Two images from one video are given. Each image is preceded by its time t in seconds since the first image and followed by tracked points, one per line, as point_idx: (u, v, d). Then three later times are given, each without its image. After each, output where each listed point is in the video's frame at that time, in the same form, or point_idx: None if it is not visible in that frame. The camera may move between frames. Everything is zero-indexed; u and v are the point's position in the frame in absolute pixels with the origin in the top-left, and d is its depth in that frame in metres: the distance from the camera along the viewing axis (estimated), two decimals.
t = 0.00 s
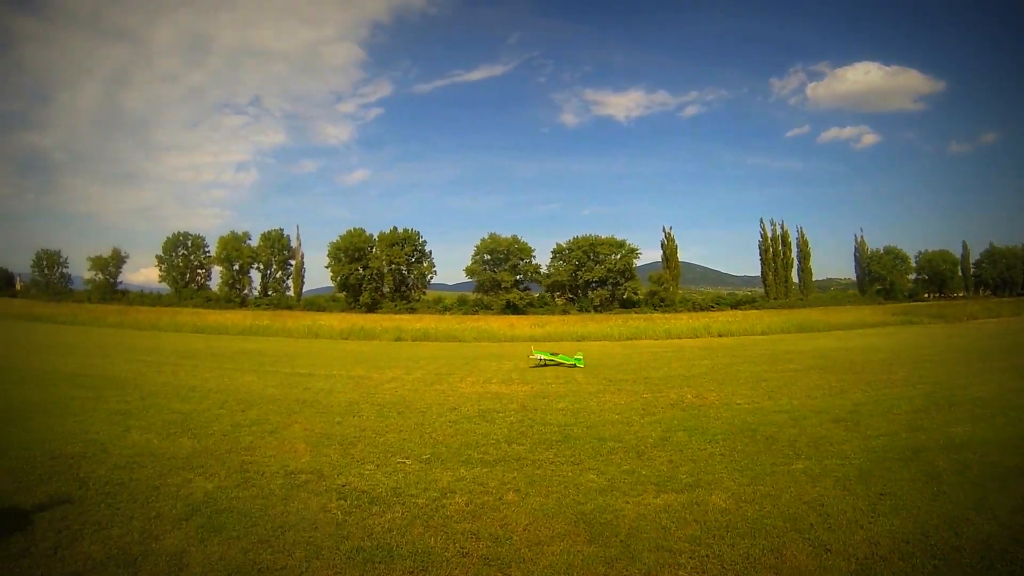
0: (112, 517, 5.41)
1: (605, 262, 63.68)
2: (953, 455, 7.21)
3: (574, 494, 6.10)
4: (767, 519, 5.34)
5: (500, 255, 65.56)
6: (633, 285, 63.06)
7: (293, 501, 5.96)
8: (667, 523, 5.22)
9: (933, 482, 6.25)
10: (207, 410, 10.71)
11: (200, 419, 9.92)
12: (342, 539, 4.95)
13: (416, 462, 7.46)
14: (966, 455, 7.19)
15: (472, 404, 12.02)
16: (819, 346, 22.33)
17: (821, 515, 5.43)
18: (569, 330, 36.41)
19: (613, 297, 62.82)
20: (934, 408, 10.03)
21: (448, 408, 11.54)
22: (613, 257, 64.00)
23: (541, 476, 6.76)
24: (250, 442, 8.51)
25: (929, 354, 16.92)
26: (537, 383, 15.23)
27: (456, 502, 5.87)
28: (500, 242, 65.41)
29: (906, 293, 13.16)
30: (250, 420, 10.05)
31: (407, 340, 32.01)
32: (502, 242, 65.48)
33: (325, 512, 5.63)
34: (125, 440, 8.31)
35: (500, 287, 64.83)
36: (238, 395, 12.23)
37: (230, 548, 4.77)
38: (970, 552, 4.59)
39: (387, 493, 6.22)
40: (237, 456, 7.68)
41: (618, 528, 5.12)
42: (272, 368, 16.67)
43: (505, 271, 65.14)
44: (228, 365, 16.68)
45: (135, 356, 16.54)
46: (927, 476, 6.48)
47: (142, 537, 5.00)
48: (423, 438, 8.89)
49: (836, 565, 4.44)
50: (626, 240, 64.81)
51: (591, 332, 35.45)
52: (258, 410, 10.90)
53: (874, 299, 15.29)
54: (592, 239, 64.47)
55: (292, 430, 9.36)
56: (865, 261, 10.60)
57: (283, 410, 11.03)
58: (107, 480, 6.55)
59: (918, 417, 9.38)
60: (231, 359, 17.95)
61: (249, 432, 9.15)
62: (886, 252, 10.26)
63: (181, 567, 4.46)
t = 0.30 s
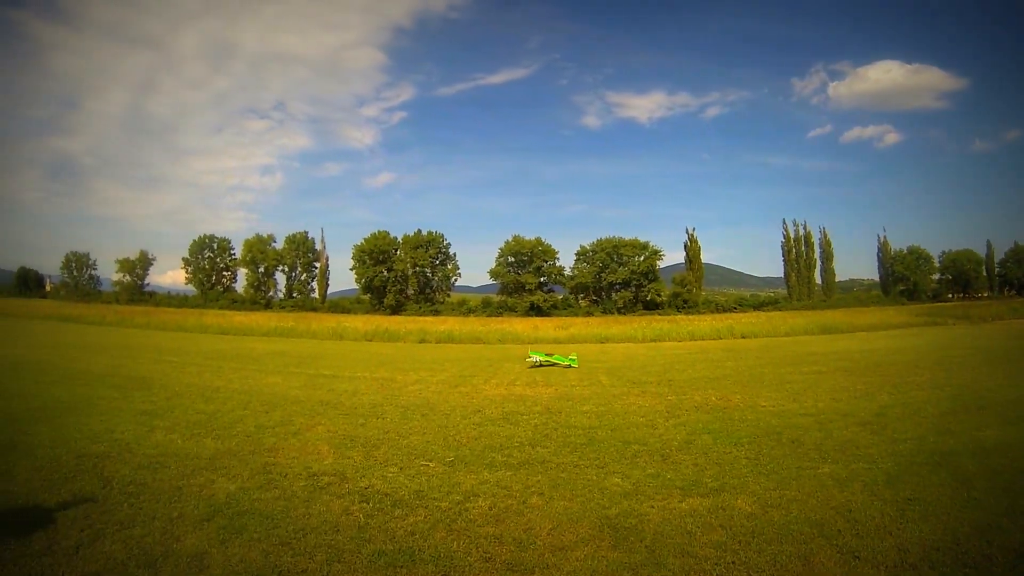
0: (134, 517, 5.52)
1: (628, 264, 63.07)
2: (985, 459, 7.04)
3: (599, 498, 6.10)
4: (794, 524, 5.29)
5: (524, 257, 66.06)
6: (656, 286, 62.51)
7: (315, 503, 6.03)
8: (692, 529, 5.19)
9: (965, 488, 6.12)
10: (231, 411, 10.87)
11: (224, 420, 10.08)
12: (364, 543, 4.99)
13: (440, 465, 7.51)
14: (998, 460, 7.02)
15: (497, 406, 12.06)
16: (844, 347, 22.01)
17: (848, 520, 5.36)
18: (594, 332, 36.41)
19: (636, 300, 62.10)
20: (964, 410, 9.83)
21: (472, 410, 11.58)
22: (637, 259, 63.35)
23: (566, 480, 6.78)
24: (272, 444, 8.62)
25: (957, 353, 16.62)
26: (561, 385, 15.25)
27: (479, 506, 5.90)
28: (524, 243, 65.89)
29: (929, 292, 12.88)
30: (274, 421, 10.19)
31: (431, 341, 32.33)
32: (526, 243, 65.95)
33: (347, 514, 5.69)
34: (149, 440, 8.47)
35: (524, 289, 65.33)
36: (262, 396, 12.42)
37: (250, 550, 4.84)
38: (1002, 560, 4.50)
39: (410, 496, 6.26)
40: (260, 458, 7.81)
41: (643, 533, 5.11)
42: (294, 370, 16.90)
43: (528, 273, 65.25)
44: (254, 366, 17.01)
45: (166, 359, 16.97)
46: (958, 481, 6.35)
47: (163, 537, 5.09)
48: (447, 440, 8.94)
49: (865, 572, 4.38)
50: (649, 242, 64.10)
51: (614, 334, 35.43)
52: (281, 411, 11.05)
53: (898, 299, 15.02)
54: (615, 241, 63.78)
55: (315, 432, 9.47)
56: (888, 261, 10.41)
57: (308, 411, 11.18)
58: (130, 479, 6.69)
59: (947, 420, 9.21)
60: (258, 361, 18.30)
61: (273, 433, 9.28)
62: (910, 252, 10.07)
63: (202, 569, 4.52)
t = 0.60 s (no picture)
0: (157, 517, 5.63)
1: (651, 265, 62.19)
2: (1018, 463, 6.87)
3: (623, 502, 6.10)
4: (820, 531, 5.24)
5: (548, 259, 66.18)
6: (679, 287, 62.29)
7: (337, 505, 6.10)
8: (717, 535, 5.18)
9: (997, 494, 5.98)
10: (255, 411, 11.04)
11: (248, 420, 10.23)
12: (386, 546, 5.04)
13: (463, 467, 7.56)
14: None
15: (520, 408, 12.11)
16: (871, 349, 21.63)
17: (875, 527, 5.30)
18: (617, 333, 36.43)
19: (659, 300, 59.33)
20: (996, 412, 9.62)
21: (496, 412, 11.61)
22: (660, 259, 62.56)
23: (590, 483, 6.80)
24: (296, 445, 8.75)
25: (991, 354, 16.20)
26: (585, 387, 15.25)
27: (502, 509, 5.93)
28: (548, 245, 66.30)
29: (953, 292, 12.56)
30: (298, 423, 10.33)
31: (456, 343, 32.71)
32: (550, 245, 66.44)
33: (370, 517, 5.76)
34: (173, 440, 8.64)
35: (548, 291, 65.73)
36: (286, 397, 12.61)
37: (272, 552, 4.91)
38: None
39: (433, 499, 6.32)
40: (285, 459, 7.93)
41: (669, 539, 5.10)
42: (317, 371, 17.11)
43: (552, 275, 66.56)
44: (279, 367, 17.33)
45: (195, 361, 17.39)
46: (990, 486, 6.21)
47: (185, 538, 5.18)
48: (471, 442, 9.00)
49: None
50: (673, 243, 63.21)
51: (638, 335, 35.42)
52: (305, 413, 11.19)
53: (921, 299, 14.72)
54: (639, 242, 62.74)
55: (338, 433, 9.59)
56: (910, 261, 10.15)
57: (332, 413, 11.32)
58: (155, 480, 6.84)
59: (977, 422, 9.04)
60: (282, 362, 18.64)
61: (296, 434, 9.41)
62: (934, 252, 9.86)
63: (223, 570, 4.59)
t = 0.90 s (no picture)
0: (178, 517, 5.72)
1: (675, 265, 61.97)
2: None
3: (644, 505, 6.06)
4: (845, 537, 5.14)
5: (573, 259, 65.81)
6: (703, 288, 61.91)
7: (357, 507, 6.14)
8: (739, 539, 5.12)
9: None
10: (278, 413, 11.18)
11: (271, 422, 10.37)
12: (405, 548, 5.07)
13: (484, 469, 7.57)
14: None
15: (543, 410, 12.09)
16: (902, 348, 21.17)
17: (901, 533, 5.19)
18: (641, 334, 36.32)
19: (683, 300, 61.27)
20: None
21: (518, 414, 11.60)
22: (683, 260, 62.23)
23: (611, 486, 6.76)
24: (318, 446, 8.85)
25: None
26: (607, 388, 15.20)
27: (522, 512, 5.92)
28: (572, 246, 65.86)
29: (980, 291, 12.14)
30: (321, 424, 10.44)
31: (481, 344, 32.97)
32: (574, 246, 65.88)
33: (390, 519, 5.79)
34: (196, 441, 8.79)
35: (573, 292, 65.57)
36: (309, 398, 12.77)
37: (291, 553, 4.96)
38: None
39: (454, 501, 6.34)
40: (306, 460, 8.01)
41: (690, 544, 5.05)
42: (340, 372, 17.32)
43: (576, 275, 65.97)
44: (303, 369, 17.58)
45: (221, 362, 17.73)
46: None
47: (205, 538, 5.26)
48: (493, 444, 9.01)
49: None
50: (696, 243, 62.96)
51: (661, 336, 35.27)
52: (328, 414, 11.30)
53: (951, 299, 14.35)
54: (663, 242, 62.67)
55: (360, 435, 9.66)
56: (937, 259, 10.07)
57: (355, 414, 11.42)
58: (178, 480, 6.96)
59: (1010, 424, 8.78)
60: (305, 364, 18.89)
61: (319, 436, 9.50)
62: (961, 250, 9.62)
63: (241, 571, 4.64)
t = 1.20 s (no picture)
0: (199, 516, 5.79)
1: (698, 265, 61.37)
2: None
3: (664, 508, 5.98)
4: (868, 542, 5.01)
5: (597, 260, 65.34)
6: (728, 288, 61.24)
7: (376, 508, 6.16)
8: (760, 544, 5.02)
9: None
10: (301, 414, 11.31)
11: (295, 423, 10.49)
12: (422, 550, 5.07)
13: (505, 471, 7.55)
14: None
15: (565, 411, 12.03)
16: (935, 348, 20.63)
17: (926, 539, 5.04)
18: (665, 335, 36.14)
19: (707, 300, 61.01)
20: None
21: (540, 416, 11.55)
22: (707, 260, 61.58)
23: (632, 488, 6.70)
24: (340, 447, 8.92)
25: None
26: (630, 389, 15.10)
27: (541, 515, 5.89)
28: (596, 247, 65.45)
29: (1008, 288, 11.74)
30: (344, 425, 10.53)
31: (505, 345, 33.18)
32: (598, 246, 65.47)
33: (409, 521, 5.79)
34: (219, 442, 8.92)
35: (597, 292, 65.14)
36: (332, 400, 12.89)
37: (309, 554, 4.99)
38: None
39: (473, 503, 6.33)
40: (328, 461, 8.08)
41: (710, 548, 4.97)
42: (364, 374, 17.53)
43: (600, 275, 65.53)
44: (327, 371, 17.81)
45: (247, 364, 18.02)
46: None
47: (225, 537, 5.31)
48: (513, 446, 8.98)
49: None
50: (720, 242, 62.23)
51: (685, 337, 35.05)
52: (351, 415, 11.41)
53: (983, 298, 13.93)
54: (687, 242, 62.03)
55: (382, 436, 9.71)
56: (963, 256, 9.83)
57: (377, 416, 11.50)
58: (200, 479, 7.06)
59: None
60: (330, 366, 19.12)
61: (341, 437, 9.58)
62: (987, 247, 9.39)
63: (259, 570, 4.67)
